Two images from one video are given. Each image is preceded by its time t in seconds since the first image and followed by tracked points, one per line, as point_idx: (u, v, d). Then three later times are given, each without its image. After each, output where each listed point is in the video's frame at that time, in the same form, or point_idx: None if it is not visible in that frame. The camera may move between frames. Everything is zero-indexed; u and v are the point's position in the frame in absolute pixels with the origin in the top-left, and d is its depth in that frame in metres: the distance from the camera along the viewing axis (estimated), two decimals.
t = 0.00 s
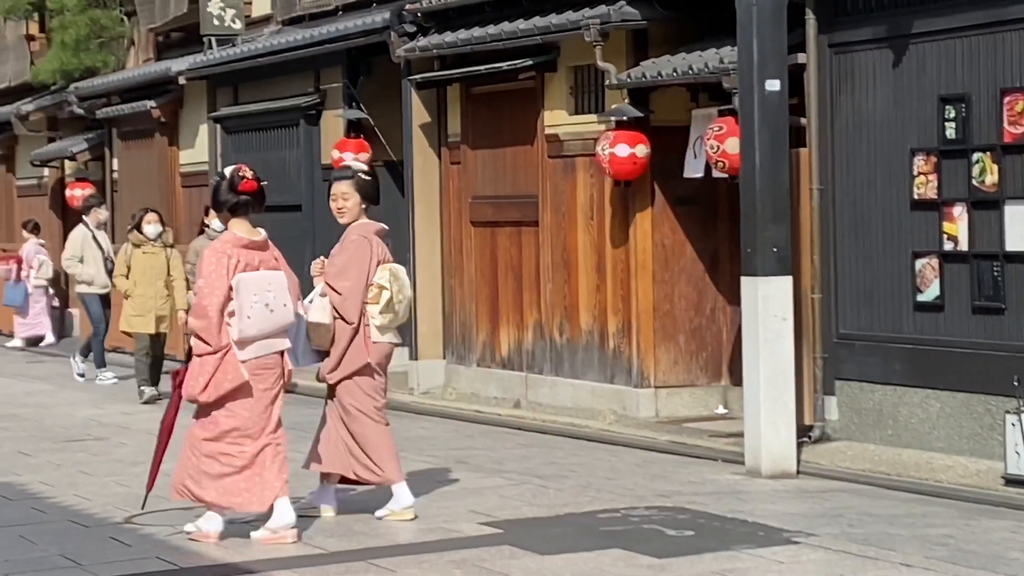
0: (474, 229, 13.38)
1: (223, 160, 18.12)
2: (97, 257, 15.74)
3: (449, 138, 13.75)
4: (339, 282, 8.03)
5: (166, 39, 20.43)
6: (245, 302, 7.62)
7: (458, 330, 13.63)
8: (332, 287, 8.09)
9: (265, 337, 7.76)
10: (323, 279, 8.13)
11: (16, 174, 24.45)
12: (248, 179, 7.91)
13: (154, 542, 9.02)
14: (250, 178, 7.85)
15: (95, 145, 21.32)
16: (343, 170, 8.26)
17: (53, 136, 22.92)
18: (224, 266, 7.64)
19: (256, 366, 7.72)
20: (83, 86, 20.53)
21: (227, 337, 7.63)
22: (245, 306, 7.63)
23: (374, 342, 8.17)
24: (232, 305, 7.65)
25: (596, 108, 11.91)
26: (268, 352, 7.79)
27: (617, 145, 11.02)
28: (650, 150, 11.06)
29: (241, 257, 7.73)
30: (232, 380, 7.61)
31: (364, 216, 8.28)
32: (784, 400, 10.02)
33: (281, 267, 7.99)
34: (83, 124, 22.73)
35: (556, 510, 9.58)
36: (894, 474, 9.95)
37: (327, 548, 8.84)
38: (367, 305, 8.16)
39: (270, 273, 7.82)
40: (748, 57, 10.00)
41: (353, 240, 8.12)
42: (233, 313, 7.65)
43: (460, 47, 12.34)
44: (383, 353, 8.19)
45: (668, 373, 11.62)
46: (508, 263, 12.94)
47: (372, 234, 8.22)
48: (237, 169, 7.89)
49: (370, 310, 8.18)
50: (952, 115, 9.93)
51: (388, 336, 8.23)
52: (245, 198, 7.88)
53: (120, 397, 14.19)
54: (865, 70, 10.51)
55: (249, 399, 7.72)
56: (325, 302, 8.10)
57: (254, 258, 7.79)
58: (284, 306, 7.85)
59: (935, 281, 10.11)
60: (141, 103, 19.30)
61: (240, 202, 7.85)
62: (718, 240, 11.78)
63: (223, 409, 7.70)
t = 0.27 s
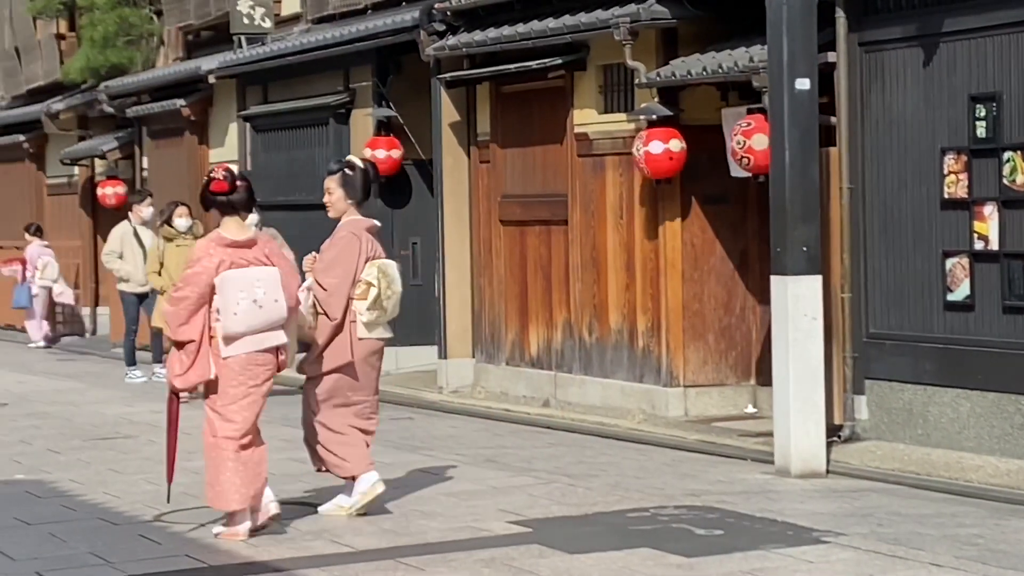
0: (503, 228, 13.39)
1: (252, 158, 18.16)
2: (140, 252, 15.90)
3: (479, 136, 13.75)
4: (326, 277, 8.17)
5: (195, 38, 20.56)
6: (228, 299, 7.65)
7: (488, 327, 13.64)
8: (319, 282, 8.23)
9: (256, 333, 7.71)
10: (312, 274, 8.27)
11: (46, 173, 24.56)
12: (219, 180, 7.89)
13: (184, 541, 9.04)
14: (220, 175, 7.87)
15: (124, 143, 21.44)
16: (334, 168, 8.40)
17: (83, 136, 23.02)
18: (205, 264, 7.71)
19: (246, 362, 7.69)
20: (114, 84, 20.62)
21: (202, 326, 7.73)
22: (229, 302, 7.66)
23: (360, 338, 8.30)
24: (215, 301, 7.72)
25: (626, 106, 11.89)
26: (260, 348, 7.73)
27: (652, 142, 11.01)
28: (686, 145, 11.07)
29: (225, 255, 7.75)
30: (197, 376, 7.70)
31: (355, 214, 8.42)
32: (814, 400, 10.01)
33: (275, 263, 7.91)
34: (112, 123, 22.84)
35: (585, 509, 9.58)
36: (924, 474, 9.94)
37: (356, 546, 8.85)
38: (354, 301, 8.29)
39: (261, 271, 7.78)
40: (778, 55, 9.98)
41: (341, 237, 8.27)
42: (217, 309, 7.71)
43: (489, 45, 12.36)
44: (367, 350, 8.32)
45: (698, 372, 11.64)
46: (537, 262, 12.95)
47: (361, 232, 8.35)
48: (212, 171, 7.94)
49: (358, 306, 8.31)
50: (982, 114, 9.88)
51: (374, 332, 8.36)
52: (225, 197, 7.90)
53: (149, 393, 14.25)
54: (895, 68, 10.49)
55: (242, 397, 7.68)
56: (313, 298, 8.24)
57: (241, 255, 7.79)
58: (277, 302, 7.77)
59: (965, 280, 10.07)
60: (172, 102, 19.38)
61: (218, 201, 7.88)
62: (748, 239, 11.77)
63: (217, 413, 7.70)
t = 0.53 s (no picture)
0: (528, 227, 13.41)
1: (277, 157, 18.17)
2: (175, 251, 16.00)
3: (503, 135, 13.76)
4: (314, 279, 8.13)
5: (222, 37, 20.64)
6: (225, 302, 7.62)
7: (512, 325, 13.65)
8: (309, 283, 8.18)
9: (253, 336, 7.65)
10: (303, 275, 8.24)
11: (73, 172, 24.65)
12: (220, 182, 7.91)
13: (209, 539, 9.06)
14: (220, 178, 7.90)
15: (150, 142, 21.50)
16: (334, 169, 8.41)
17: (110, 134, 23.10)
18: (201, 268, 7.69)
19: (244, 364, 7.65)
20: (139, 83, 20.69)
21: (197, 324, 7.76)
22: (225, 305, 7.62)
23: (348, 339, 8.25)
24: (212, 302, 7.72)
25: (650, 105, 11.90)
26: (258, 351, 7.67)
27: (675, 139, 11.00)
28: (710, 143, 11.05)
29: (223, 259, 7.72)
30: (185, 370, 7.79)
31: (350, 216, 8.39)
32: (839, 399, 10.00)
33: (277, 265, 7.82)
34: (138, 122, 22.91)
35: (610, 508, 9.58)
36: (949, 473, 9.93)
37: (381, 545, 8.86)
38: (344, 302, 8.24)
39: (260, 274, 7.70)
40: (804, 55, 9.97)
41: (333, 239, 8.22)
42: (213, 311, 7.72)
43: (515, 44, 12.38)
44: (357, 351, 8.26)
45: (723, 371, 11.64)
46: (561, 261, 12.97)
47: (354, 234, 8.31)
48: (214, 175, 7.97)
49: (348, 308, 8.27)
50: (1008, 113, 9.85)
51: (365, 334, 8.30)
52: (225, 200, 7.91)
53: (175, 390, 14.29)
54: (921, 68, 10.47)
55: (241, 396, 7.66)
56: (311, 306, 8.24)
57: (240, 259, 7.73)
58: (275, 306, 7.68)
59: (991, 280, 10.04)
60: (197, 101, 19.43)
61: (218, 204, 7.89)
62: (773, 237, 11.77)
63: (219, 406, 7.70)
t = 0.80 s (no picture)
0: (551, 227, 13.42)
1: (300, 155, 18.18)
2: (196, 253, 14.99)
3: (526, 134, 13.76)
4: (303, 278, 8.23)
5: (246, 36, 20.77)
6: (231, 301, 7.82)
7: (534, 323, 13.66)
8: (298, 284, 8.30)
9: (259, 335, 7.87)
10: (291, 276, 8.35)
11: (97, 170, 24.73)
12: (229, 180, 7.94)
13: (231, 537, 9.06)
14: (230, 176, 7.91)
15: (174, 141, 21.56)
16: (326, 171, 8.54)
17: (133, 133, 23.16)
18: (211, 266, 7.89)
19: (250, 362, 7.86)
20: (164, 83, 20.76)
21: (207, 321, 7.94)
22: (232, 304, 7.83)
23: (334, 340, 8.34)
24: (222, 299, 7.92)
25: (673, 104, 11.91)
26: (263, 349, 7.88)
27: (693, 138, 10.99)
28: (728, 144, 11.04)
29: (233, 257, 7.91)
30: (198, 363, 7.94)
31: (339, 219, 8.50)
32: (862, 398, 9.98)
33: (286, 264, 8.01)
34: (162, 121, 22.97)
35: (632, 507, 9.57)
36: (973, 473, 9.91)
37: (403, 543, 8.85)
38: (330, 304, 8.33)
39: (268, 274, 7.89)
40: (827, 53, 9.95)
41: (321, 241, 8.35)
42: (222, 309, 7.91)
43: (538, 43, 12.38)
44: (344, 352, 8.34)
45: (746, 371, 11.63)
46: (584, 261, 12.97)
47: (343, 237, 8.42)
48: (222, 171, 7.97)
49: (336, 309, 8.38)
50: None
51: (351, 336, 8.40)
52: (234, 198, 7.96)
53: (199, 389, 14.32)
54: (945, 66, 10.44)
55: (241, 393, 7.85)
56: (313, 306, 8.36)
57: (249, 257, 7.92)
58: (281, 305, 7.89)
59: (1016, 279, 10.00)
60: (219, 99, 19.45)
61: (228, 202, 7.95)
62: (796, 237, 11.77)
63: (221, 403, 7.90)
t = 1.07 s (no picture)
0: (576, 225, 13.44)
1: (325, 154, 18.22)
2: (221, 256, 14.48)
3: (552, 132, 13.78)
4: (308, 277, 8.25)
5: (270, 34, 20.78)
6: (236, 300, 7.82)
7: (560, 322, 13.68)
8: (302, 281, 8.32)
9: (264, 334, 7.84)
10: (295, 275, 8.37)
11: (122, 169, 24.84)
12: (238, 176, 8.05)
13: (257, 534, 9.05)
14: (238, 173, 8.02)
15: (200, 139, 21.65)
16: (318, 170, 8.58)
17: (159, 132, 23.28)
18: (217, 264, 7.89)
19: (254, 359, 7.84)
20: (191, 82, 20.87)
21: (214, 315, 7.95)
22: (237, 303, 7.82)
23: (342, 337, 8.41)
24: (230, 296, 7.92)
25: (699, 103, 11.94)
26: (268, 348, 7.85)
27: (716, 137, 11.01)
28: (749, 145, 11.07)
29: (239, 255, 7.90)
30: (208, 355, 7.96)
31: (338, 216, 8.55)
32: (888, 397, 9.96)
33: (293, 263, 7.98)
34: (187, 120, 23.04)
35: (658, 505, 9.56)
36: (999, 472, 9.90)
37: (429, 541, 8.84)
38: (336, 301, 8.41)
39: (272, 273, 7.86)
40: (854, 51, 9.93)
41: (323, 239, 8.38)
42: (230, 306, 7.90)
43: (564, 41, 12.42)
44: (350, 348, 8.41)
45: (771, 369, 11.63)
46: (610, 259, 12.99)
47: (343, 233, 8.45)
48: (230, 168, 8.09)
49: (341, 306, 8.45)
50: None
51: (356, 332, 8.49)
52: (242, 195, 8.06)
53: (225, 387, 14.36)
54: (972, 65, 10.41)
55: (245, 391, 7.83)
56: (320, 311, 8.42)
57: (255, 256, 7.91)
58: (286, 305, 7.85)
59: None
60: (245, 97, 19.50)
61: (236, 199, 8.05)
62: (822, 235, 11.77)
63: (225, 399, 7.89)
